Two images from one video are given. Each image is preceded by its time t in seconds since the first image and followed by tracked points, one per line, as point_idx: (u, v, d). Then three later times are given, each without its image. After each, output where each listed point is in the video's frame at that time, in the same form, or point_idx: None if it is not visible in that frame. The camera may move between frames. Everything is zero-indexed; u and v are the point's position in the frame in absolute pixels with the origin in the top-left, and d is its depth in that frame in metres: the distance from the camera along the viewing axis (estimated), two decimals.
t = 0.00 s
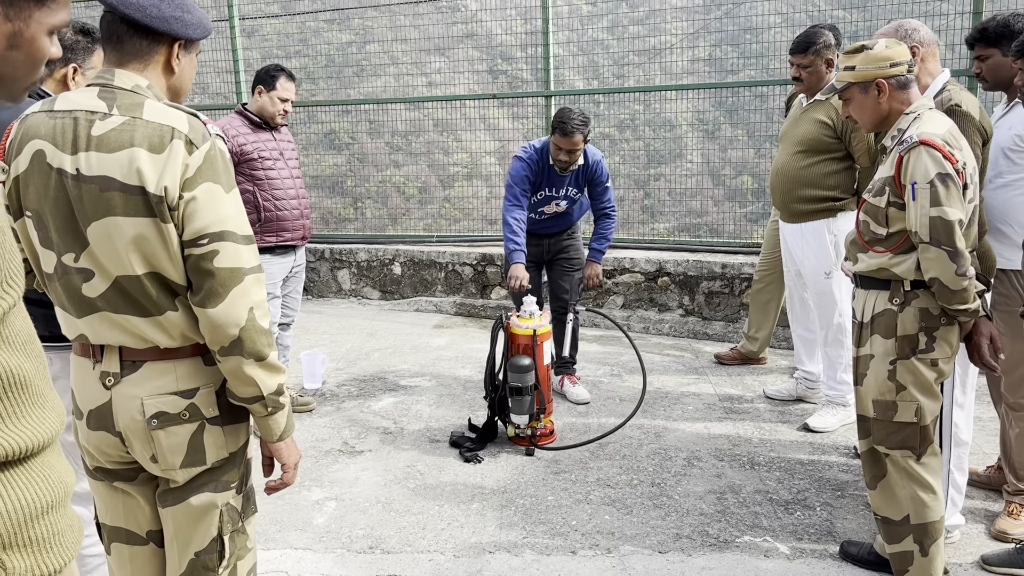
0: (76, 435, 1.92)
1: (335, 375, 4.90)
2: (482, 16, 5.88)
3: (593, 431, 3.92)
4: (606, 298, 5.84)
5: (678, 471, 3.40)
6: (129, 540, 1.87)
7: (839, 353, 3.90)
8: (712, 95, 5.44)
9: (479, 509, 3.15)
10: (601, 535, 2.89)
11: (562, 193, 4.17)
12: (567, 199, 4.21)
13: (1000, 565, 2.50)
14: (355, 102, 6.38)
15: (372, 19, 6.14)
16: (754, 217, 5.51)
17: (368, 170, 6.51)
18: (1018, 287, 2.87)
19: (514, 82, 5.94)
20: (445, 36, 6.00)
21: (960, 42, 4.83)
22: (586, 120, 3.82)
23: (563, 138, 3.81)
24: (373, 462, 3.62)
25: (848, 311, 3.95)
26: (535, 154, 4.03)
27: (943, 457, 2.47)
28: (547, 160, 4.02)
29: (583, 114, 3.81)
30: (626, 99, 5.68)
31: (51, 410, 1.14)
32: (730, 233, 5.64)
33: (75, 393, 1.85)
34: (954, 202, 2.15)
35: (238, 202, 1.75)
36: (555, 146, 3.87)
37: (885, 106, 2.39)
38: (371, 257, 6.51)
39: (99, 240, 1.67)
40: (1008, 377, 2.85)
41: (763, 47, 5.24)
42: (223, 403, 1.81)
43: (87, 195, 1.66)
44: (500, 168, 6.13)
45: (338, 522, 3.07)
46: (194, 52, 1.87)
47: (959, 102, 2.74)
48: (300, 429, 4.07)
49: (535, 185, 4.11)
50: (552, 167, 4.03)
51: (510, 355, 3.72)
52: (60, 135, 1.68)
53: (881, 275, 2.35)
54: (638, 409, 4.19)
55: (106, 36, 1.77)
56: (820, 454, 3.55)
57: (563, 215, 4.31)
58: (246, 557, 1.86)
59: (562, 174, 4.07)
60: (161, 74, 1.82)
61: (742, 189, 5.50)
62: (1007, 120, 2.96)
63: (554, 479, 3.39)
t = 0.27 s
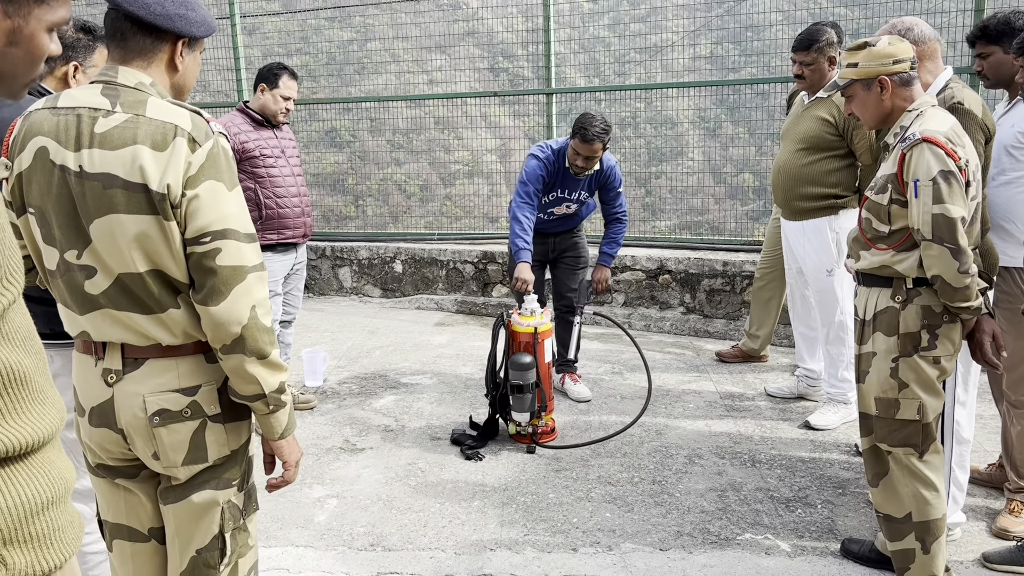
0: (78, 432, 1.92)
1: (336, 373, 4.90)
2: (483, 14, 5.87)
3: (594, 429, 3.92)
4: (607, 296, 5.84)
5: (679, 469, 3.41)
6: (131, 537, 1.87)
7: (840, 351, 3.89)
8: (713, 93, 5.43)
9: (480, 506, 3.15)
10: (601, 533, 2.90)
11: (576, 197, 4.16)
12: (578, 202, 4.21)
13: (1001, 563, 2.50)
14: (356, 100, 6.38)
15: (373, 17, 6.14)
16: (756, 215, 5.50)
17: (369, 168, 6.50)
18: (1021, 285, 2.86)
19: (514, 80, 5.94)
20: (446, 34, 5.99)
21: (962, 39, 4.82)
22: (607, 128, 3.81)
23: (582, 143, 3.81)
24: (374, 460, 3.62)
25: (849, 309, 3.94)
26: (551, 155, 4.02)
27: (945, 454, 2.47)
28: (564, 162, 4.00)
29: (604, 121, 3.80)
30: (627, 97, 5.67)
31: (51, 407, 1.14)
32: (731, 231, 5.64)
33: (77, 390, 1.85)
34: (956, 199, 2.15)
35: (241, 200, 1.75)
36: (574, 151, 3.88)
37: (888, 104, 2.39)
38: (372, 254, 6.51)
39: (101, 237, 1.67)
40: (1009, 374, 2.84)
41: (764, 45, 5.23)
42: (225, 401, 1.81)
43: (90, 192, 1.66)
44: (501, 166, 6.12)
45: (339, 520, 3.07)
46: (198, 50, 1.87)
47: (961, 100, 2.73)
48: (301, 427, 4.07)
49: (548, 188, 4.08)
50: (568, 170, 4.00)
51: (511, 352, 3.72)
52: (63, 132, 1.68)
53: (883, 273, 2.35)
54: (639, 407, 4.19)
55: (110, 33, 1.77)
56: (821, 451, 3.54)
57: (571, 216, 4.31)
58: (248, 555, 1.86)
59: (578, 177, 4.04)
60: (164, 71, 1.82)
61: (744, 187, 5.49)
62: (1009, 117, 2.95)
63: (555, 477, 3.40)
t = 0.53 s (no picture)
0: (80, 429, 1.92)
1: (337, 371, 4.90)
2: (484, 12, 5.86)
3: (595, 428, 3.92)
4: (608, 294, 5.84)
5: (680, 467, 3.40)
6: (132, 534, 1.87)
7: (842, 349, 3.88)
8: (714, 91, 5.43)
9: (481, 504, 3.15)
10: (602, 531, 2.90)
11: (583, 198, 4.17)
12: (584, 203, 4.22)
13: (1003, 561, 2.49)
14: (357, 98, 6.38)
15: (373, 15, 6.13)
16: (757, 213, 5.50)
17: (370, 166, 6.50)
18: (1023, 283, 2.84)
19: (516, 78, 5.93)
20: (447, 32, 5.98)
21: (964, 37, 4.81)
22: (617, 132, 3.82)
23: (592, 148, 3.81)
24: (375, 458, 3.62)
25: (851, 307, 3.93)
26: (561, 155, 4.02)
27: (946, 452, 2.47)
28: (573, 163, 4.01)
29: (615, 126, 3.81)
30: (628, 95, 5.66)
31: (50, 404, 1.14)
32: (732, 229, 5.63)
33: (79, 387, 1.85)
34: (959, 197, 2.14)
35: (243, 199, 1.75)
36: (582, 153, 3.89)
37: (891, 101, 2.38)
38: (373, 253, 6.51)
39: (104, 235, 1.68)
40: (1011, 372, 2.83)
41: (765, 43, 5.22)
42: (226, 399, 1.81)
43: (92, 190, 1.66)
44: (502, 164, 6.12)
45: (341, 518, 3.07)
46: (201, 48, 1.87)
47: (963, 98, 2.73)
48: (302, 425, 4.07)
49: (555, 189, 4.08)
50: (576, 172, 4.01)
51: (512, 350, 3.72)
52: (66, 129, 1.68)
53: (885, 271, 2.34)
54: (640, 405, 4.19)
55: (113, 31, 1.77)
56: (822, 449, 3.54)
57: (576, 218, 4.31)
58: (249, 553, 1.86)
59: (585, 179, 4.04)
60: (167, 70, 1.82)
61: (745, 185, 5.49)
62: (1011, 114, 2.94)
63: (556, 475, 3.40)
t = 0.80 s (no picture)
0: (81, 428, 1.92)
1: (338, 370, 4.91)
2: (485, 11, 5.86)
3: (596, 427, 3.92)
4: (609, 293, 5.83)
5: (681, 466, 3.40)
6: (133, 533, 1.87)
7: (843, 348, 3.88)
8: (715, 89, 5.42)
9: (482, 503, 3.15)
10: (603, 530, 2.90)
11: (586, 196, 4.17)
12: (587, 201, 4.22)
13: (1004, 559, 2.49)
14: (358, 98, 6.38)
15: (374, 14, 6.12)
16: (758, 212, 5.49)
17: (371, 166, 6.50)
18: None
19: (517, 77, 5.92)
20: (448, 31, 5.98)
21: (964, 36, 4.80)
22: (622, 125, 3.83)
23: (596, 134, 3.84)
24: (376, 457, 3.62)
25: (852, 306, 3.92)
26: (566, 153, 4.02)
27: (948, 451, 2.46)
28: (576, 161, 4.02)
29: (621, 120, 3.83)
30: (629, 94, 5.66)
31: (50, 403, 1.14)
32: (733, 228, 5.63)
33: (80, 386, 1.85)
34: (961, 196, 2.14)
35: (244, 199, 1.75)
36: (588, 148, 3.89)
37: (892, 100, 2.38)
38: (374, 252, 6.51)
39: (105, 234, 1.68)
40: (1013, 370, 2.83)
41: (766, 41, 5.21)
42: (227, 398, 1.81)
43: (93, 188, 1.66)
44: (503, 163, 6.12)
45: (342, 516, 3.08)
46: (203, 48, 1.87)
47: (965, 97, 2.72)
48: (303, 424, 4.07)
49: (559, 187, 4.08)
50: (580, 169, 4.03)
51: (513, 349, 3.72)
52: (68, 128, 1.68)
53: (885, 269, 2.34)
54: (642, 404, 4.19)
55: (115, 30, 1.77)
56: (823, 448, 3.54)
57: (579, 216, 4.30)
58: (249, 552, 1.86)
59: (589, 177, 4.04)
60: (169, 69, 1.82)
61: (746, 184, 5.49)
62: (1012, 112, 2.93)
63: (557, 474, 3.40)
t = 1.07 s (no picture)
0: (81, 429, 1.92)
1: (339, 370, 4.91)
2: (485, 11, 5.86)
3: (597, 427, 3.92)
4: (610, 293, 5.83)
5: (682, 466, 3.40)
6: (134, 533, 1.87)
7: (843, 347, 3.87)
8: (716, 89, 5.42)
9: (483, 503, 3.15)
10: (604, 530, 2.90)
11: (588, 195, 4.17)
12: (589, 201, 4.22)
13: (1005, 559, 2.49)
14: (358, 97, 6.38)
15: (374, 14, 6.12)
16: (759, 212, 5.49)
17: (371, 165, 6.51)
18: None
19: (517, 77, 5.92)
20: (448, 31, 5.98)
21: (965, 35, 4.80)
22: (624, 123, 3.82)
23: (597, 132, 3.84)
24: (377, 457, 3.62)
25: (853, 305, 3.92)
26: (569, 153, 4.02)
27: (948, 451, 2.46)
28: (579, 160, 4.01)
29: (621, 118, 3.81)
30: (629, 93, 5.66)
31: (51, 403, 1.14)
32: (734, 228, 5.63)
33: (80, 386, 1.85)
34: (961, 195, 2.14)
35: (244, 198, 1.75)
36: (591, 146, 3.89)
37: (892, 100, 2.38)
38: (375, 251, 6.51)
39: (105, 234, 1.68)
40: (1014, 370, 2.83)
41: (766, 41, 5.21)
42: (228, 398, 1.81)
43: (93, 189, 1.66)
44: (503, 163, 6.12)
45: (342, 517, 3.08)
46: (202, 48, 1.87)
47: (965, 97, 2.72)
48: (304, 424, 4.08)
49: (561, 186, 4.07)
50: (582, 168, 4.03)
51: (514, 349, 3.72)
52: (68, 129, 1.68)
53: (886, 269, 2.34)
54: (642, 404, 4.19)
55: (114, 30, 1.77)
56: (824, 448, 3.54)
57: (580, 216, 4.30)
58: (250, 552, 1.86)
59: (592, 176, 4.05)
60: (169, 69, 1.82)
61: (746, 183, 5.48)
62: (1013, 112, 2.94)
63: (557, 474, 3.39)
